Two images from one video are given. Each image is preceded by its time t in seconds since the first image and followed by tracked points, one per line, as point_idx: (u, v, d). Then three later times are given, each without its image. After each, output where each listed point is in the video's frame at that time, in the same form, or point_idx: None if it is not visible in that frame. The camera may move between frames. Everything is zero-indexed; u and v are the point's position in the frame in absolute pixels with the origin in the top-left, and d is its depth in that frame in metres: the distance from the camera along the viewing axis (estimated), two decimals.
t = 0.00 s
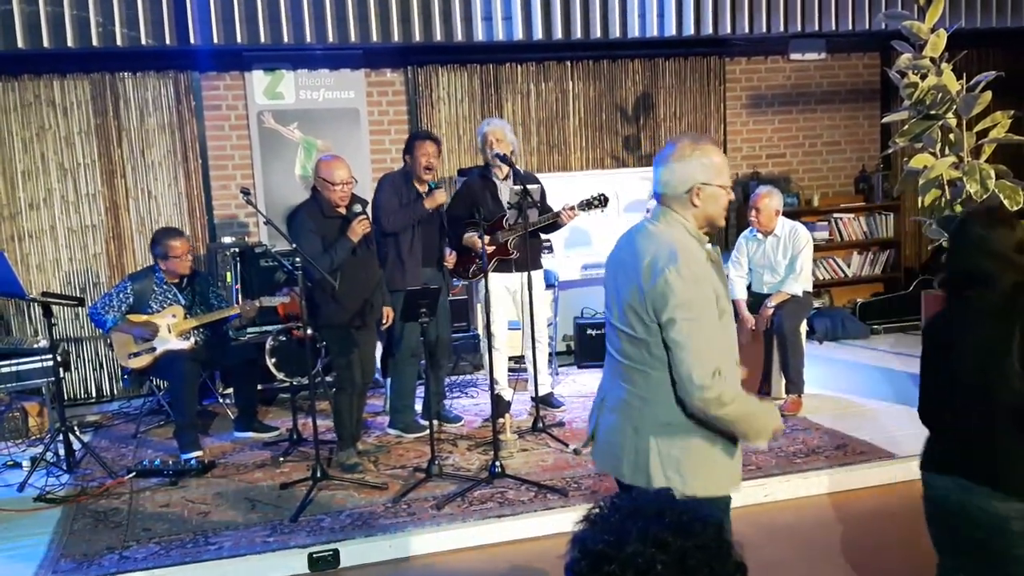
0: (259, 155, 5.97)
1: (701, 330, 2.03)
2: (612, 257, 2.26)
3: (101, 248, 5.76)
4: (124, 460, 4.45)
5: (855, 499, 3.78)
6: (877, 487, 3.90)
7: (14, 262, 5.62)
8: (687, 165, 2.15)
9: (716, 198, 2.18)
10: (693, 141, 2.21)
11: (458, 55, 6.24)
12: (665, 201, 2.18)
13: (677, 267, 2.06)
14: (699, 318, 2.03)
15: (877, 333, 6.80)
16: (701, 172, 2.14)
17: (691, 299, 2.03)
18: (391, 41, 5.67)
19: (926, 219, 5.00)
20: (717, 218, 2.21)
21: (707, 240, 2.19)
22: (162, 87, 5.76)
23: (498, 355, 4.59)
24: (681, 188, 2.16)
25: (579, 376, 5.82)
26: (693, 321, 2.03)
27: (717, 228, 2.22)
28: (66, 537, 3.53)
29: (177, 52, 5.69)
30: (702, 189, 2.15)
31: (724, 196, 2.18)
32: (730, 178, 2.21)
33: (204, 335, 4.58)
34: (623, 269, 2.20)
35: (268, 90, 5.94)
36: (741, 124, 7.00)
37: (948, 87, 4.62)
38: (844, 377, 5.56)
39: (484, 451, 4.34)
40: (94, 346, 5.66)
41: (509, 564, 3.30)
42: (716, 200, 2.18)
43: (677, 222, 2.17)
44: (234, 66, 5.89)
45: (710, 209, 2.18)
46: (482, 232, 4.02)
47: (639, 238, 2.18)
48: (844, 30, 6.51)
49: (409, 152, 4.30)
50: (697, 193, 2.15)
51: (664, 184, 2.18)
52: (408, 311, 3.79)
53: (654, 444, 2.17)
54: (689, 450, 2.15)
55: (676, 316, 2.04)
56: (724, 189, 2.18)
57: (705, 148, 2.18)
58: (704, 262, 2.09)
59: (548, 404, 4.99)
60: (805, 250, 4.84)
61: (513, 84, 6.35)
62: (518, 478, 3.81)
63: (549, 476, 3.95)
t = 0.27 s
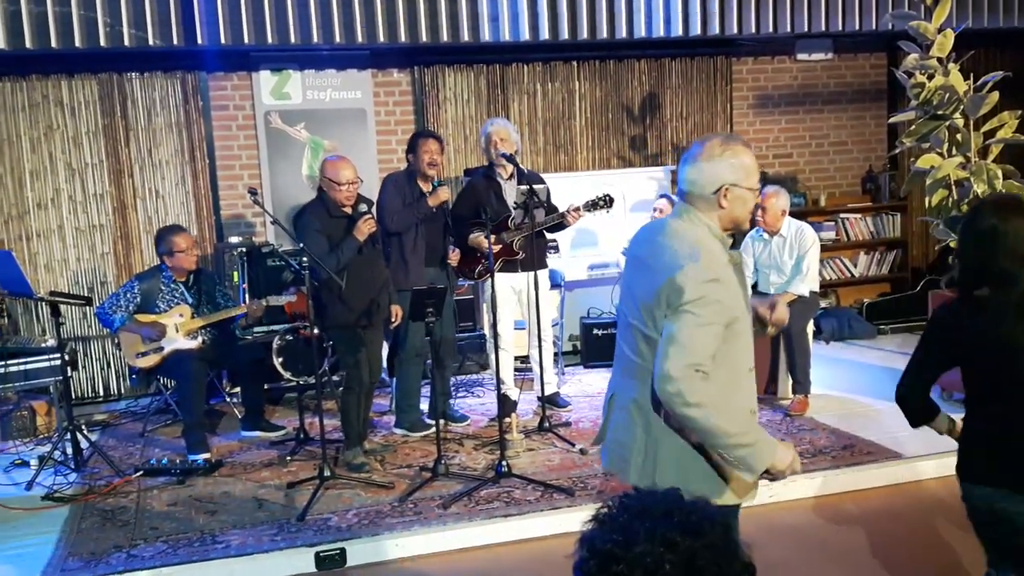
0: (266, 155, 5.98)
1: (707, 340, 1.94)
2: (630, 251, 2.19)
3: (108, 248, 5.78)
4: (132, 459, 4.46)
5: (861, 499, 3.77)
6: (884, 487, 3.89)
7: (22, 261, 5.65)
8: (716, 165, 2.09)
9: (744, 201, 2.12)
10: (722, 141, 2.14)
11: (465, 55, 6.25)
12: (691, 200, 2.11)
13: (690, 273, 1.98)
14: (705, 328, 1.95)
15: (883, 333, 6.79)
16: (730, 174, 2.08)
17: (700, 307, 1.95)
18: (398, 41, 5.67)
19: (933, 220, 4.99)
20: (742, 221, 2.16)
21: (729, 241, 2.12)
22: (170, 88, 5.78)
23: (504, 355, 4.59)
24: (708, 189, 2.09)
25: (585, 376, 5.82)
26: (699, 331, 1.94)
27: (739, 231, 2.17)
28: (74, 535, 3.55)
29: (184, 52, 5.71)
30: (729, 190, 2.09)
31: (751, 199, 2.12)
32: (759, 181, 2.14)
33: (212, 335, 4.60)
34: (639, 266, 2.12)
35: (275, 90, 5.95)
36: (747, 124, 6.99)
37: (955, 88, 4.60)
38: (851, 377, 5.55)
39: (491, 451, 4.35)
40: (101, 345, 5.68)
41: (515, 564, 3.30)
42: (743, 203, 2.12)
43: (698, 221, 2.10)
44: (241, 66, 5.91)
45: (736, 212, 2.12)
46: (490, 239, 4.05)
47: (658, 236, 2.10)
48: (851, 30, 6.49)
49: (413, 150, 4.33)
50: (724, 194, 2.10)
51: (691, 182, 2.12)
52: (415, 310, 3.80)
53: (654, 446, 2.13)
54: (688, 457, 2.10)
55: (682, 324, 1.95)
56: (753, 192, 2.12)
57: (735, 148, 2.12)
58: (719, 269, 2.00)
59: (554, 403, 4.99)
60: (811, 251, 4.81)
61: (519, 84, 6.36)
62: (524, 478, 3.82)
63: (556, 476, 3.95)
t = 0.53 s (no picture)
0: (269, 150, 5.97)
1: (713, 335, 1.94)
2: (631, 248, 2.18)
3: (112, 243, 5.78)
4: (136, 454, 4.47)
5: (866, 494, 3.76)
6: (888, 482, 3.89)
7: (26, 256, 5.66)
8: (707, 154, 2.08)
9: (737, 190, 2.10)
10: (715, 131, 2.13)
11: (469, 49, 6.23)
12: (685, 192, 2.10)
13: (692, 268, 1.96)
14: (711, 322, 1.94)
15: (888, 328, 6.78)
16: (722, 163, 2.07)
17: (704, 303, 1.94)
18: (402, 35, 5.66)
19: (938, 213, 4.97)
20: (737, 211, 2.14)
21: (726, 233, 2.11)
22: (173, 82, 5.77)
23: (507, 350, 4.58)
24: (701, 178, 2.09)
25: (589, 371, 5.81)
26: (705, 326, 1.94)
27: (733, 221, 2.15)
28: (79, 530, 3.56)
29: (188, 46, 5.70)
30: (721, 179, 2.08)
31: (746, 188, 2.10)
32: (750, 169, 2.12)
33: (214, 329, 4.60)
34: (640, 262, 2.11)
35: (278, 85, 5.94)
36: (752, 118, 6.96)
37: (961, 81, 4.58)
38: (855, 372, 5.54)
39: (494, 446, 4.34)
40: (105, 340, 5.69)
41: (519, 558, 3.30)
42: (737, 192, 2.11)
43: (697, 214, 2.10)
44: (244, 61, 5.89)
45: (730, 201, 2.10)
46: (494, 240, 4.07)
47: (657, 232, 2.10)
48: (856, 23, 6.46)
49: (412, 143, 4.32)
50: (716, 183, 2.08)
51: (684, 173, 2.11)
52: (418, 305, 3.79)
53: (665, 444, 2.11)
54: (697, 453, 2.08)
55: (687, 319, 1.95)
56: (746, 181, 2.10)
57: (725, 137, 2.11)
58: (722, 263, 1.99)
59: (558, 398, 4.99)
60: (815, 245, 4.80)
61: (523, 78, 6.34)
62: (527, 473, 3.82)
63: (559, 471, 3.94)
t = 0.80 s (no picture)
0: (264, 149, 5.96)
1: (719, 334, 1.96)
2: (625, 254, 2.18)
3: (106, 242, 5.77)
4: (128, 454, 4.46)
5: (857, 497, 3.78)
6: (880, 485, 3.90)
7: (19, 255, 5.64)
8: (710, 164, 2.05)
9: (738, 201, 2.08)
10: (717, 140, 2.11)
11: (464, 50, 6.23)
12: (685, 199, 2.09)
13: (694, 269, 1.97)
14: (717, 321, 1.96)
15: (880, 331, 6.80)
16: (724, 173, 2.05)
17: (708, 302, 1.96)
18: (397, 36, 5.65)
19: (931, 218, 4.99)
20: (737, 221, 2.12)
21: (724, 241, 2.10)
22: (168, 82, 5.77)
23: (501, 351, 4.59)
24: (703, 187, 2.06)
25: (582, 373, 5.82)
26: (712, 325, 1.96)
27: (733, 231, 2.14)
28: (71, 530, 3.55)
29: (183, 46, 5.69)
30: (723, 189, 2.06)
31: (746, 199, 2.09)
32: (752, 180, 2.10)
33: (207, 330, 4.59)
34: (638, 266, 2.12)
35: (273, 85, 5.93)
36: (746, 121, 6.98)
37: (955, 86, 4.60)
38: (848, 375, 5.56)
39: (487, 447, 4.35)
40: (98, 340, 5.67)
41: (512, 560, 3.31)
42: (738, 203, 2.09)
43: (696, 221, 2.08)
44: (239, 61, 5.89)
45: (730, 211, 2.09)
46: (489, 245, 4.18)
47: (653, 237, 2.10)
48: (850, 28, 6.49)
49: (404, 145, 4.31)
50: (717, 193, 2.06)
51: (687, 182, 2.09)
52: (412, 307, 3.80)
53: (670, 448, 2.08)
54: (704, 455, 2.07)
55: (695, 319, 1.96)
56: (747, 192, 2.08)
57: (726, 148, 2.08)
58: (723, 263, 2.01)
59: (551, 400, 5.00)
60: (809, 248, 4.84)
61: (518, 80, 6.35)
62: (521, 475, 3.82)
63: (552, 473, 3.95)
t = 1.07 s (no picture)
0: (263, 143, 5.94)
1: (718, 299, 2.03)
2: (620, 239, 2.25)
3: (105, 237, 5.76)
4: (128, 449, 4.46)
5: (857, 493, 3.78)
6: (880, 481, 3.90)
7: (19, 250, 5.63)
8: (687, 148, 2.17)
9: (717, 182, 2.18)
10: (693, 129, 2.23)
11: (464, 44, 6.21)
12: (667, 183, 2.18)
13: (692, 238, 2.05)
14: (715, 286, 2.03)
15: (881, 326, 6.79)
16: (701, 155, 2.16)
17: (707, 269, 2.03)
18: (397, 30, 5.63)
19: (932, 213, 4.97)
20: (717, 203, 2.21)
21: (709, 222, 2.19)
22: (167, 76, 5.75)
23: (501, 347, 4.58)
24: (681, 170, 2.17)
25: (583, 368, 5.82)
26: (710, 289, 2.02)
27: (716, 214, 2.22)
28: (71, 525, 3.55)
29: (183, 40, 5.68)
30: (702, 171, 2.16)
31: (723, 180, 2.19)
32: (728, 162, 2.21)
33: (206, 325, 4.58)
34: (634, 245, 2.18)
35: (273, 79, 5.91)
36: (747, 115, 6.96)
37: (956, 80, 4.58)
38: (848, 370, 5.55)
39: (487, 443, 4.34)
40: (98, 334, 5.66)
41: (512, 556, 3.31)
42: (717, 184, 2.19)
43: (681, 203, 2.18)
44: (239, 55, 5.87)
45: (711, 191, 2.17)
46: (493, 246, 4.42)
47: (650, 217, 2.18)
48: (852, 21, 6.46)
49: (404, 141, 4.30)
50: (697, 174, 2.16)
51: (666, 167, 2.19)
52: (413, 301, 3.79)
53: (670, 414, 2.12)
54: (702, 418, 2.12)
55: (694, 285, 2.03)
56: (724, 174, 2.19)
57: (703, 134, 2.20)
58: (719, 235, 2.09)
59: (551, 395, 4.99)
60: (809, 243, 4.81)
61: (519, 74, 6.33)
62: (521, 470, 3.82)
63: (552, 469, 3.95)
